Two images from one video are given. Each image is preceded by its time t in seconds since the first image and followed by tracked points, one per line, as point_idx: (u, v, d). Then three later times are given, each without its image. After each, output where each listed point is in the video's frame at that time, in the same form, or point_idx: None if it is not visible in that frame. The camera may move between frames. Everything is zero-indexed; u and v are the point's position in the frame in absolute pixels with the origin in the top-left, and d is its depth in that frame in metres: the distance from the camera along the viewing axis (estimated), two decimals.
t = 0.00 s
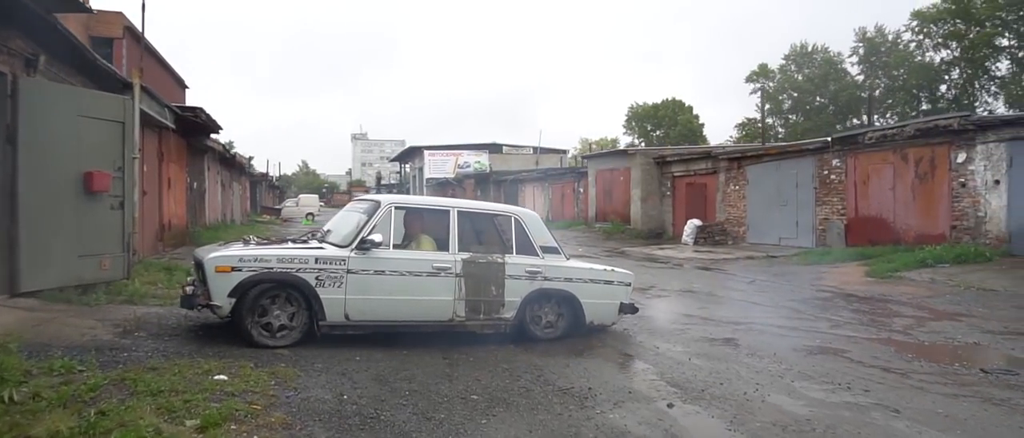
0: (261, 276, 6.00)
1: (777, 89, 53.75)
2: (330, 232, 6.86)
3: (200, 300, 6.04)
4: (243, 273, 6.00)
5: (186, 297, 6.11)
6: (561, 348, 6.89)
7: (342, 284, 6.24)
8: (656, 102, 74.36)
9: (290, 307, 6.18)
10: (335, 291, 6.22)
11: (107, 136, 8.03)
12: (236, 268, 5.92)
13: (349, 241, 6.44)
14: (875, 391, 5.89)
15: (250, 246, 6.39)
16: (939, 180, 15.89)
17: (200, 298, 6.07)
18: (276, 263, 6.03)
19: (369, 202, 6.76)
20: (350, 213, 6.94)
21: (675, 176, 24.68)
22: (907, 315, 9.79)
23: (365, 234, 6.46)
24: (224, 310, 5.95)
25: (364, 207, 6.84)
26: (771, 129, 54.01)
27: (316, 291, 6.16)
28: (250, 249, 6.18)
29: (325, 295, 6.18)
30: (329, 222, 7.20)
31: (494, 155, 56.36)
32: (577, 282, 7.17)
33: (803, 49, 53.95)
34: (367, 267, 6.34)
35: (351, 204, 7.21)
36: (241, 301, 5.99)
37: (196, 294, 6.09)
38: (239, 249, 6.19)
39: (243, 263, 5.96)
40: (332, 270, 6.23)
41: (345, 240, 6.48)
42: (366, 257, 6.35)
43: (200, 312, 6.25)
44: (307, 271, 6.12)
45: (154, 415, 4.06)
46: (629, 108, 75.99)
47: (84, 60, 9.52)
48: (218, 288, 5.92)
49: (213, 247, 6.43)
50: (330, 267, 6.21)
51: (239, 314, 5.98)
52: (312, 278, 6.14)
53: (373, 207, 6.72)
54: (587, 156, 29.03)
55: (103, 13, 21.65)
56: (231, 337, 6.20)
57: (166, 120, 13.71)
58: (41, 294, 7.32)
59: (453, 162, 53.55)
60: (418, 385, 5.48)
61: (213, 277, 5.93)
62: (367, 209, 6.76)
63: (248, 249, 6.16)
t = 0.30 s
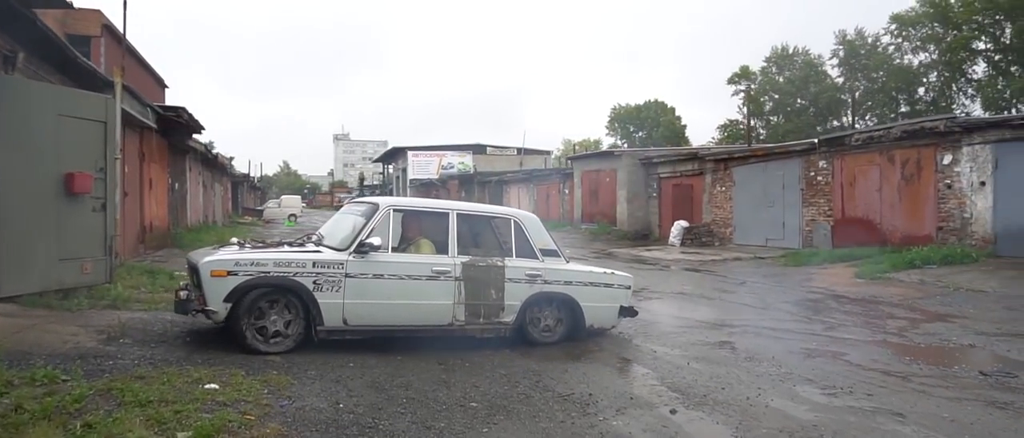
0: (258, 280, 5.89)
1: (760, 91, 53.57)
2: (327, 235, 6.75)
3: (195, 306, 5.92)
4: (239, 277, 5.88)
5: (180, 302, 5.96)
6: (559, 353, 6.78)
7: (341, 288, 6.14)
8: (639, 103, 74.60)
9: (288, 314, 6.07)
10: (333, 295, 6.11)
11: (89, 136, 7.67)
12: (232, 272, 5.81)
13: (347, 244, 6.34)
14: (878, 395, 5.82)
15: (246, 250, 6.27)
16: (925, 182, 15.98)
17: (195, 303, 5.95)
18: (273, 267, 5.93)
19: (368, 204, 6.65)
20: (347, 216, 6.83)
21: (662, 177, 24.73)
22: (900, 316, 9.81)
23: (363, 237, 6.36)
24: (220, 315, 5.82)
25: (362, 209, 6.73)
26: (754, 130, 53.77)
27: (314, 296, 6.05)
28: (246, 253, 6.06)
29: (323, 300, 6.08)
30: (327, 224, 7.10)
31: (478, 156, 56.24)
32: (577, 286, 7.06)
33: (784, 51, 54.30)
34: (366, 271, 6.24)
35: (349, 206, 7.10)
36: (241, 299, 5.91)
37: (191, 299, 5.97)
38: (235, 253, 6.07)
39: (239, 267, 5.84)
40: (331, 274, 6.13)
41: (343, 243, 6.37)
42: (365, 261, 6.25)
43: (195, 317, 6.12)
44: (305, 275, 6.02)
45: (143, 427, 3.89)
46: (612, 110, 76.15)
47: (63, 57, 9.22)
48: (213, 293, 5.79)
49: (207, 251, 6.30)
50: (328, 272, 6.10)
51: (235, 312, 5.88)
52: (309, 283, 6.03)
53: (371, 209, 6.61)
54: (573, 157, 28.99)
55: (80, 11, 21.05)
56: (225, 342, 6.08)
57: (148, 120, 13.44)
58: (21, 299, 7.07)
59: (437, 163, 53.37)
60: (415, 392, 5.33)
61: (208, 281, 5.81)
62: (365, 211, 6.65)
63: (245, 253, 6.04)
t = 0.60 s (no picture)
0: (248, 285, 5.79)
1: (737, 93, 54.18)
2: (317, 238, 6.68)
3: (183, 311, 5.81)
4: (228, 281, 5.77)
5: (167, 307, 5.88)
6: (552, 357, 6.70)
7: (332, 292, 6.06)
8: (619, 105, 74.84)
9: (277, 320, 5.98)
10: (325, 300, 6.03)
11: (67, 136, 7.45)
12: (221, 276, 5.70)
13: (338, 247, 6.26)
14: (874, 398, 5.78)
15: (234, 254, 6.17)
16: (907, 184, 16.13)
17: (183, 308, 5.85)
18: (262, 271, 5.81)
19: (360, 207, 6.62)
20: (337, 218, 6.77)
21: (646, 179, 24.79)
22: (888, 318, 9.84)
23: (355, 240, 6.29)
24: (208, 319, 5.71)
25: (353, 212, 6.68)
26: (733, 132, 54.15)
27: (305, 300, 5.97)
28: (235, 256, 5.95)
29: (314, 305, 5.99)
30: (315, 227, 7.02)
31: (459, 158, 56.04)
32: (570, 289, 7.06)
33: (762, 54, 54.65)
34: (357, 275, 6.16)
35: (338, 210, 7.05)
36: (231, 301, 5.79)
37: (179, 304, 5.87)
38: (222, 256, 5.97)
39: (228, 271, 5.73)
40: (321, 278, 6.04)
41: (334, 247, 6.30)
42: (356, 264, 6.18)
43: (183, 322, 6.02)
44: (296, 279, 5.93)
45: None
46: (593, 111, 76.25)
47: (39, 55, 8.97)
48: (202, 297, 5.68)
49: (194, 254, 6.19)
50: (320, 275, 6.02)
51: (224, 314, 5.77)
52: (300, 287, 5.94)
53: (363, 212, 6.58)
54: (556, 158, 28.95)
55: (55, 10, 20.70)
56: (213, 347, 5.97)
57: (126, 120, 13.17)
58: None
59: (419, 164, 53.12)
60: (408, 398, 5.21)
61: (196, 286, 5.69)
62: (356, 214, 6.60)
63: (233, 256, 5.93)
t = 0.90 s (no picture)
0: (226, 289, 5.65)
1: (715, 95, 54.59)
2: (298, 239, 6.56)
3: (159, 316, 5.66)
4: (205, 285, 5.62)
5: (142, 311, 5.77)
6: (538, 360, 6.60)
7: (314, 296, 5.95)
8: (599, 106, 74.95)
9: (257, 325, 5.85)
10: (306, 303, 5.91)
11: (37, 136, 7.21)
12: (198, 280, 5.55)
13: (320, 249, 6.14)
14: (863, 399, 5.74)
15: (212, 256, 6.03)
16: (886, 184, 16.24)
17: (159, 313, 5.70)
18: (242, 274, 5.68)
19: (342, 208, 6.49)
20: (319, 219, 6.65)
21: (627, 180, 24.85)
22: (872, 318, 9.86)
23: (337, 242, 6.18)
24: (185, 325, 5.57)
25: (336, 213, 6.56)
26: (711, 133, 54.52)
27: (286, 304, 5.85)
28: (212, 259, 5.80)
29: (296, 309, 5.87)
30: (296, 229, 6.88)
31: (439, 159, 55.80)
32: (556, 291, 7.00)
33: (740, 55, 54.96)
34: (340, 278, 6.05)
35: (320, 210, 6.92)
36: (209, 305, 5.65)
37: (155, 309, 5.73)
38: (200, 258, 5.82)
39: (206, 275, 5.59)
40: (302, 281, 5.92)
41: (316, 249, 6.18)
42: (338, 267, 6.07)
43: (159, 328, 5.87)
44: (276, 283, 5.80)
45: None
46: (573, 112, 76.33)
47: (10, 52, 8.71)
48: (178, 301, 5.53)
49: (171, 256, 6.04)
50: (301, 279, 5.91)
51: (202, 319, 5.63)
52: (281, 291, 5.82)
53: (345, 213, 6.46)
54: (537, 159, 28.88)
55: (29, 8, 20.16)
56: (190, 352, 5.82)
57: (99, 119, 12.88)
58: None
59: (399, 166, 52.86)
60: (392, 403, 5.06)
61: (172, 290, 5.54)
62: (338, 215, 6.48)
63: (211, 259, 5.79)
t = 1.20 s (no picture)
0: (205, 293, 5.50)
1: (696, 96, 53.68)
2: (280, 240, 6.41)
3: (134, 320, 5.53)
4: (183, 288, 5.49)
5: (117, 315, 5.64)
6: (524, 363, 6.47)
7: (295, 299, 5.81)
8: (580, 107, 75.01)
9: (237, 329, 5.71)
10: (288, 306, 5.78)
11: (4, 134, 6.98)
12: (176, 283, 5.42)
13: (302, 251, 6.00)
14: (853, 401, 5.69)
15: (190, 257, 5.89)
16: (867, 185, 16.32)
17: (135, 317, 5.57)
18: (221, 277, 5.54)
19: (324, 208, 6.35)
20: (300, 220, 6.51)
21: (610, 180, 24.87)
22: (856, 318, 9.86)
23: (320, 243, 6.04)
24: (161, 329, 5.43)
25: (317, 214, 6.41)
26: (692, 134, 54.76)
27: (268, 308, 5.70)
28: (190, 261, 5.66)
29: (277, 312, 5.73)
30: (277, 230, 6.71)
31: (421, 159, 55.57)
32: (543, 292, 6.91)
33: (720, 56, 54.36)
34: (323, 280, 5.92)
35: (301, 210, 6.77)
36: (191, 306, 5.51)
37: (131, 312, 5.60)
38: (178, 261, 5.68)
39: (183, 278, 5.45)
40: (284, 284, 5.79)
41: (298, 250, 6.03)
42: (321, 269, 5.93)
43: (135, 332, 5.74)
44: (257, 286, 5.66)
45: None
46: (554, 112, 76.34)
47: None
48: (154, 306, 5.40)
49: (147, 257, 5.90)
50: (282, 281, 5.77)
51: (182, 319, 5.50)
52: (262, 294, 5.68)
53: (328, 213, 6.30)
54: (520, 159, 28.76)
55: None
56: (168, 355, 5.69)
57: (72, 118, 12.59)
58: None
59: (380, 166, 52.59)
60: (375, 409, 4.91)
61: (149, 293, 5.41)
62: (321, 216, 6.32)
63: (189, 261, 5.65)
